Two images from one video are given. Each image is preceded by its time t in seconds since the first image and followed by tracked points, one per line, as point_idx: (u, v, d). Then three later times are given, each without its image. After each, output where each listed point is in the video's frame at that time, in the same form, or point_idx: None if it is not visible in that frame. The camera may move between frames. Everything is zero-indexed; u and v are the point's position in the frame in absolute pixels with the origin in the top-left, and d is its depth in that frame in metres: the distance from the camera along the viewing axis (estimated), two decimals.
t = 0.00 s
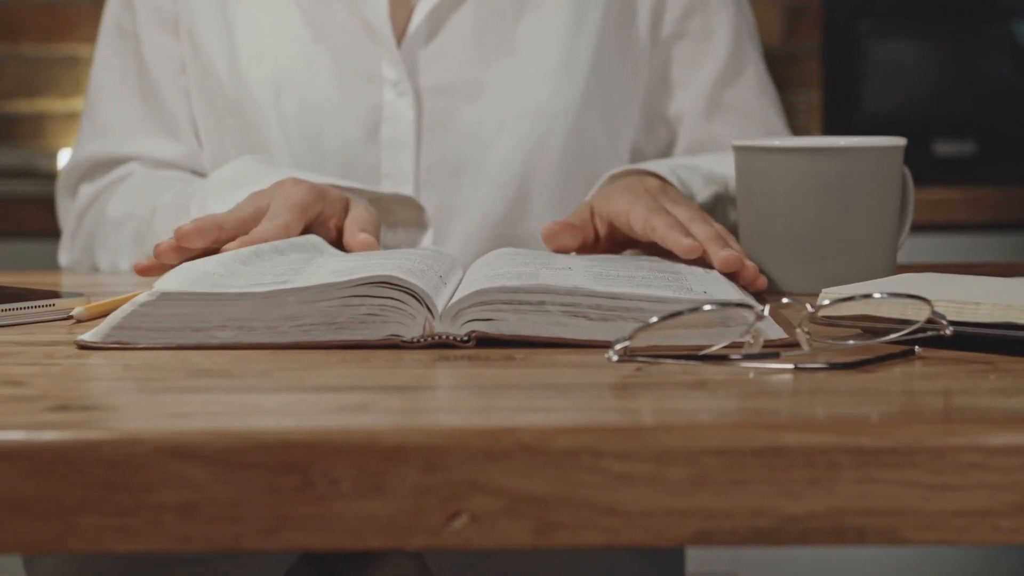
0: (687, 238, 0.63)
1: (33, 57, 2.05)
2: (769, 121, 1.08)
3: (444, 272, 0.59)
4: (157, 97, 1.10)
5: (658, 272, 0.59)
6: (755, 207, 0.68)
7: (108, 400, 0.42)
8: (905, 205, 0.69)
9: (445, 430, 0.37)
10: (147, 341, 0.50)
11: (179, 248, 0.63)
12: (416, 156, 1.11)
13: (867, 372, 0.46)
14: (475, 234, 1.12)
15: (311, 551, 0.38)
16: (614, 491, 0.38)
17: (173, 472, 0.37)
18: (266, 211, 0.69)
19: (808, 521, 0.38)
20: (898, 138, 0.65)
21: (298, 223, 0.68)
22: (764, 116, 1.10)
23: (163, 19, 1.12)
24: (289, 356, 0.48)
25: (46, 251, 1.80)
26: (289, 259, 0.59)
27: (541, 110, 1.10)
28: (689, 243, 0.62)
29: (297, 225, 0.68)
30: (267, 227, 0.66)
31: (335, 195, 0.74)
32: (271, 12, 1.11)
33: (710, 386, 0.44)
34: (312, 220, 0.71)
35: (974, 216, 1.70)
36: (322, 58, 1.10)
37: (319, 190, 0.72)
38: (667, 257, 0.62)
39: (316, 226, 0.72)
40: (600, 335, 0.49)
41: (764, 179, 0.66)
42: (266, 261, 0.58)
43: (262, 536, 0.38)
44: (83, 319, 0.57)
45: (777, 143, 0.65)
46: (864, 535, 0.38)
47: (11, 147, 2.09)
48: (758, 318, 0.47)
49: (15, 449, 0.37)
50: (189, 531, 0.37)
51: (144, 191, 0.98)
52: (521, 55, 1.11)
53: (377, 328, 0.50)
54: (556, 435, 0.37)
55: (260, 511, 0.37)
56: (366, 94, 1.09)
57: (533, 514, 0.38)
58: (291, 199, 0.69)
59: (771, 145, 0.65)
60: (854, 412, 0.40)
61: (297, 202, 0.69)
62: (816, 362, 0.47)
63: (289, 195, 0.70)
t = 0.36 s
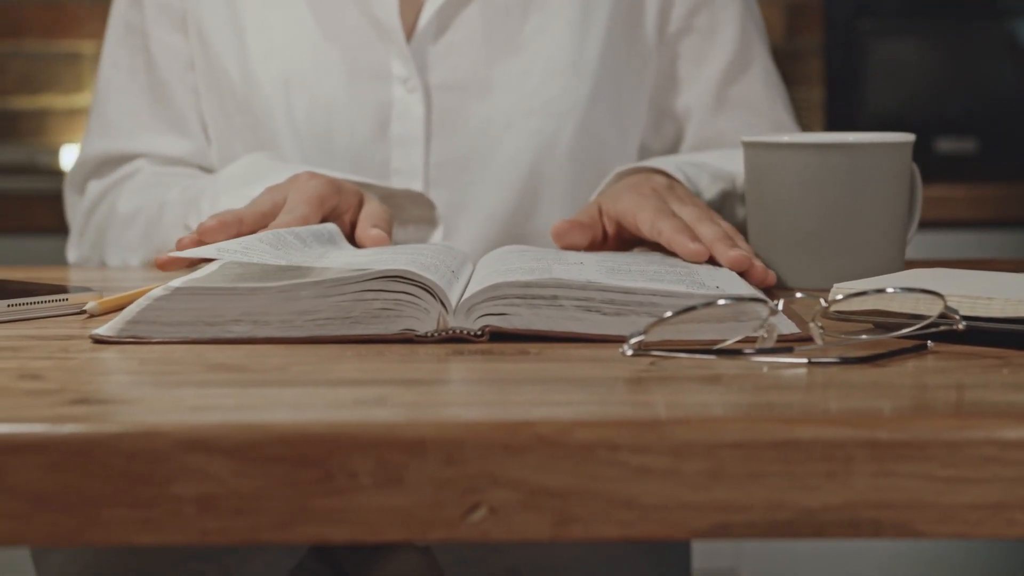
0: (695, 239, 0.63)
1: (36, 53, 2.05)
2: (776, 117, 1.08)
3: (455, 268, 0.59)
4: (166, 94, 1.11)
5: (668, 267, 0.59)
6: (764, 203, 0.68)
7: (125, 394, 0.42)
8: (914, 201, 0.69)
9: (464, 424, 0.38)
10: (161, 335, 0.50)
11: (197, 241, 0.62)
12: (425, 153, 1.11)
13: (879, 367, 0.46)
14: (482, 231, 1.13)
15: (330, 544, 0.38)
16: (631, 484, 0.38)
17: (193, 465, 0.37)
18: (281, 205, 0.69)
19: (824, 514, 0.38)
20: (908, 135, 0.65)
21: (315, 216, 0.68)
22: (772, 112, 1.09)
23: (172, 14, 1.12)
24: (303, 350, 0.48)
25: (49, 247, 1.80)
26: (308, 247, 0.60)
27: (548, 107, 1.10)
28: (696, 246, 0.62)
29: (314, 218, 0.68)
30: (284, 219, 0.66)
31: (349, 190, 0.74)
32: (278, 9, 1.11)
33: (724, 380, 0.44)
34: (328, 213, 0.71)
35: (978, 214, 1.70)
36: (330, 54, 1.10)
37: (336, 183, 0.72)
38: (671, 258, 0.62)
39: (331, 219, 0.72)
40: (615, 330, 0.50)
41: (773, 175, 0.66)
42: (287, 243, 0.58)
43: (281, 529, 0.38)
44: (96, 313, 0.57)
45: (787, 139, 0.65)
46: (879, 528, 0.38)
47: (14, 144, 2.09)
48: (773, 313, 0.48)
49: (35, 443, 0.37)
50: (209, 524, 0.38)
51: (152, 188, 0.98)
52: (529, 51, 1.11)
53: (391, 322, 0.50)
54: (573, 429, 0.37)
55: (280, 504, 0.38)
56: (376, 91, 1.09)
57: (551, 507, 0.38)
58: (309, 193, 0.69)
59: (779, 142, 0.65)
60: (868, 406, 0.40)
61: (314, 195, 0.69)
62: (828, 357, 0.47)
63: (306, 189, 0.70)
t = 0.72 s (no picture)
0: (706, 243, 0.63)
1: (39, 55, 2.05)
2: (785, 119, 1.08)
3: (468, 269, 0.60)
4: (175, 95, 1.11)
5: (682, 270, 0.59)
6: (775, 206, 0.68)
7: (147, 394, 0.42)
8: (925, 204, 0.69)
9: (488, 425, 0.38)
10: (180, 337, 0.50)
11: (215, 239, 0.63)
12: (435, 155, 1.11)
13: (896, 368, 0.47)
14: (492, 233, 1.13)
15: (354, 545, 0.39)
16: (655, 484, 0.38)
17: (219, 466, 0.37)
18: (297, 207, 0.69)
19: (845, 515, 0.38)
20: (919, 137, 0.65)
21: (331, 216, 0.69)
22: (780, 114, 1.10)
23: (182, 16, 1.12)
24: (322, 351, 0.49)
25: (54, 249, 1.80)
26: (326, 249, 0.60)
27: (557, 109, 1.11)
28: (708, 250, 0.62)
29: (330, 217, 0.68)
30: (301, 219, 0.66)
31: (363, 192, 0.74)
32: (288, 10, 1.11)
33: (743, 381, 0.44)
34: (342, 214, 0.71)
35: (983, 216, 1.70)
36: (340, 55, 1.10)
37: (349, 183, 0.72)
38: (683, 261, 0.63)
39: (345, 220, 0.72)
40: (632, 332, 0.50)
41: (786, 178, 0.67)
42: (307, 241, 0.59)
43: (307, 529, 0.38)
44: (112, 315, 0.58)
45: (798, 142, 0.65)
46: (901, 529, 0.38)
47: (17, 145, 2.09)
48: (791, 315, 0.48)
49: (64, 442, 0.37)
50: (236, 525, 0.38)
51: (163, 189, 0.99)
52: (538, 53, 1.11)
53: (408, 325, 0.50)
54: (597, 429, 0.38)
55: (306, 504, 0.38)
56: (386, 92, 1.10)
57: (575, 507, 0.38)
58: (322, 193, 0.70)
59: (792, 146, 0.65)
60: (887, 407, 0.40)
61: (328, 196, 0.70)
62: (845, 358, 0.47)
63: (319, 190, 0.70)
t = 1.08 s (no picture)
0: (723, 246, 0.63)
1: (44, 57, 2.06)
2: (797, 122, 1.08)
3: (487, 270, 0.60)
4: (188, 97, 1.11)
5: (699, 272, 0.59)
6: (791, 208, 0.68)
7: (171, 395, 0.42)
8: (940, 207, 0.69)
9: (515, 426, 0.38)
10: (202, 339, 0.51)
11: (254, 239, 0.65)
12: (449, 158, 1.11)
13: (917, 371, 0.47)
14: (503, 235, 1.13)
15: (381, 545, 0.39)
16: (681, 486, 0.38)
17: (246, 466, 0.37)
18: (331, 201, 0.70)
19: (871, 517, 0.38)
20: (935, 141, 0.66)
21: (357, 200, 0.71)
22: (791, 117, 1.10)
23: (195, 18, 1.13)
24: (344, 352, 0.49)
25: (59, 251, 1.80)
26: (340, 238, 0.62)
27: (571, 112, 1.11)
28: (724, 254, 0.62)
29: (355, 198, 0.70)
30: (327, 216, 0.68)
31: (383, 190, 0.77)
32: (302, 13, 1.12)
33: (765, 383, 0.44)
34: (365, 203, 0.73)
35: (990, 219, 1.71)
36: (353, 58, 1.11)
37: (371, 177, 0.73)
38: (698, 265, 0.63)
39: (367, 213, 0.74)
40: (652, 335, 0.50)
41: (800, 180, 0.67)
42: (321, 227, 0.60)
43: (333, 529, 0.38)
44: (131, 317, 0.58)
45: (814, 145, 0.66)
46: (926, 530, 0.38)
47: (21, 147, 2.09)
48: (811, 318, 0.48)
49: (94, 442, 0.38)
50: (264, 525, 0.38)
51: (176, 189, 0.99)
52: (550, 56, 1.12)
53: (428, 327, 0.50)
54: (623, 431, 0.38)
55: (334, 505, 0.38)
56: (399, 95, 1.10)
57: (601, 508, 0.38)
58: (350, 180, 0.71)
59: (809, 148, 0.65)
60: (910, 409, 0.40)
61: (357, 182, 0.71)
62: (865, 361, 0.47)
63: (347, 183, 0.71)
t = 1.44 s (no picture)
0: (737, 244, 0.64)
1: (50, 54, 2.06)
2: (808, 121, 1.08)
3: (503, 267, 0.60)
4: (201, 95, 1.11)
5: (715, 270, 0.60)
6: (804, 206, 0.68)
7: (193, 390, 0.42)
8: (952, 206, 0.69)
9: (540, 422, 0.38)
10: (222, 333, 0.50)
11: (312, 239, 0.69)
12: (461, 155, 1.11)
13: (936, 367, 0.47)
14: (512, 232, 1.13)
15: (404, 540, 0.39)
16: (703, 481, 0.38)
17: (271, 461, 0.38)
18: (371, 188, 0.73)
19: (893, 513, 0.38)
20: (949, 139, 0.66)
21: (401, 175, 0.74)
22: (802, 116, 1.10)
23: (208, 15, 1.13)
24: (362, 348, 0.49)
25: (65, 248, 1.80)
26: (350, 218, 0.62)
27: (583, 111, 1.11)
28: (738, 251, 0.62)
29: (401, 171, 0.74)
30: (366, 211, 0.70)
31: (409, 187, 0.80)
32: (315, 12, 1.12)
33: (785, 379, 0.45)
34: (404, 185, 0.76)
35: (996, 217, 1.71)
36: (366, 59, 1.11)
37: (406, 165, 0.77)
38: (713, 262, 0.63)
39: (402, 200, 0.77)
40: (671, 330, 0.50)
41: (817, 178, 0.67)
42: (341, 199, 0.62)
43: (357, 524, 0.38)
44: (148, 312, 0.58)
45: (828, 143, 0.66)
46: (947, 527, 0.38)
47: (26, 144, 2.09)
48: (830, 314, 0.48)
49: (119, 437, 0.38)
50: (288, 520, 0.38)
51: (192, 186, 0.99)
52: (562, 55, 1.12)
53: (448, 323, 0.50)
54: (646, 427, 0.38)
55: (358, 500, 0.38)
56: (413, 94, 1.11)
57: (624, 504, 0.38)
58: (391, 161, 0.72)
59: (823, 146, 0.66)
60: (930, 405, 0.40)
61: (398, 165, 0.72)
62: (883, 357, 0.47)
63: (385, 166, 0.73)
